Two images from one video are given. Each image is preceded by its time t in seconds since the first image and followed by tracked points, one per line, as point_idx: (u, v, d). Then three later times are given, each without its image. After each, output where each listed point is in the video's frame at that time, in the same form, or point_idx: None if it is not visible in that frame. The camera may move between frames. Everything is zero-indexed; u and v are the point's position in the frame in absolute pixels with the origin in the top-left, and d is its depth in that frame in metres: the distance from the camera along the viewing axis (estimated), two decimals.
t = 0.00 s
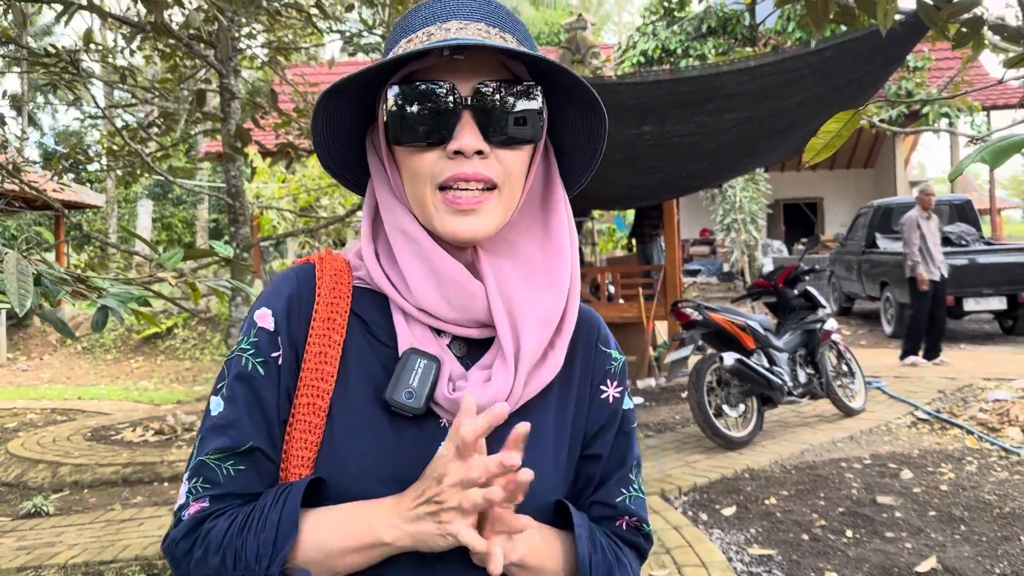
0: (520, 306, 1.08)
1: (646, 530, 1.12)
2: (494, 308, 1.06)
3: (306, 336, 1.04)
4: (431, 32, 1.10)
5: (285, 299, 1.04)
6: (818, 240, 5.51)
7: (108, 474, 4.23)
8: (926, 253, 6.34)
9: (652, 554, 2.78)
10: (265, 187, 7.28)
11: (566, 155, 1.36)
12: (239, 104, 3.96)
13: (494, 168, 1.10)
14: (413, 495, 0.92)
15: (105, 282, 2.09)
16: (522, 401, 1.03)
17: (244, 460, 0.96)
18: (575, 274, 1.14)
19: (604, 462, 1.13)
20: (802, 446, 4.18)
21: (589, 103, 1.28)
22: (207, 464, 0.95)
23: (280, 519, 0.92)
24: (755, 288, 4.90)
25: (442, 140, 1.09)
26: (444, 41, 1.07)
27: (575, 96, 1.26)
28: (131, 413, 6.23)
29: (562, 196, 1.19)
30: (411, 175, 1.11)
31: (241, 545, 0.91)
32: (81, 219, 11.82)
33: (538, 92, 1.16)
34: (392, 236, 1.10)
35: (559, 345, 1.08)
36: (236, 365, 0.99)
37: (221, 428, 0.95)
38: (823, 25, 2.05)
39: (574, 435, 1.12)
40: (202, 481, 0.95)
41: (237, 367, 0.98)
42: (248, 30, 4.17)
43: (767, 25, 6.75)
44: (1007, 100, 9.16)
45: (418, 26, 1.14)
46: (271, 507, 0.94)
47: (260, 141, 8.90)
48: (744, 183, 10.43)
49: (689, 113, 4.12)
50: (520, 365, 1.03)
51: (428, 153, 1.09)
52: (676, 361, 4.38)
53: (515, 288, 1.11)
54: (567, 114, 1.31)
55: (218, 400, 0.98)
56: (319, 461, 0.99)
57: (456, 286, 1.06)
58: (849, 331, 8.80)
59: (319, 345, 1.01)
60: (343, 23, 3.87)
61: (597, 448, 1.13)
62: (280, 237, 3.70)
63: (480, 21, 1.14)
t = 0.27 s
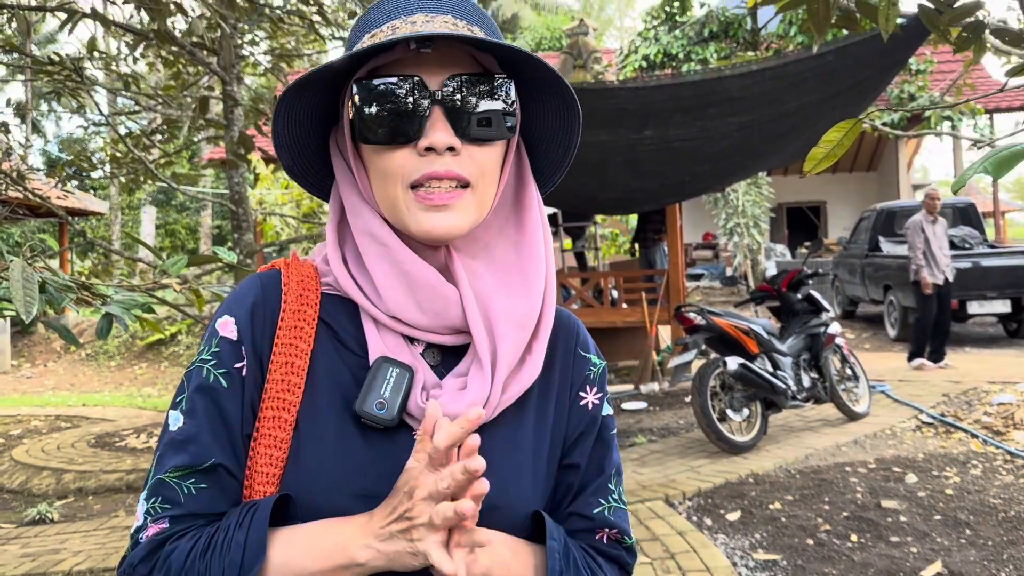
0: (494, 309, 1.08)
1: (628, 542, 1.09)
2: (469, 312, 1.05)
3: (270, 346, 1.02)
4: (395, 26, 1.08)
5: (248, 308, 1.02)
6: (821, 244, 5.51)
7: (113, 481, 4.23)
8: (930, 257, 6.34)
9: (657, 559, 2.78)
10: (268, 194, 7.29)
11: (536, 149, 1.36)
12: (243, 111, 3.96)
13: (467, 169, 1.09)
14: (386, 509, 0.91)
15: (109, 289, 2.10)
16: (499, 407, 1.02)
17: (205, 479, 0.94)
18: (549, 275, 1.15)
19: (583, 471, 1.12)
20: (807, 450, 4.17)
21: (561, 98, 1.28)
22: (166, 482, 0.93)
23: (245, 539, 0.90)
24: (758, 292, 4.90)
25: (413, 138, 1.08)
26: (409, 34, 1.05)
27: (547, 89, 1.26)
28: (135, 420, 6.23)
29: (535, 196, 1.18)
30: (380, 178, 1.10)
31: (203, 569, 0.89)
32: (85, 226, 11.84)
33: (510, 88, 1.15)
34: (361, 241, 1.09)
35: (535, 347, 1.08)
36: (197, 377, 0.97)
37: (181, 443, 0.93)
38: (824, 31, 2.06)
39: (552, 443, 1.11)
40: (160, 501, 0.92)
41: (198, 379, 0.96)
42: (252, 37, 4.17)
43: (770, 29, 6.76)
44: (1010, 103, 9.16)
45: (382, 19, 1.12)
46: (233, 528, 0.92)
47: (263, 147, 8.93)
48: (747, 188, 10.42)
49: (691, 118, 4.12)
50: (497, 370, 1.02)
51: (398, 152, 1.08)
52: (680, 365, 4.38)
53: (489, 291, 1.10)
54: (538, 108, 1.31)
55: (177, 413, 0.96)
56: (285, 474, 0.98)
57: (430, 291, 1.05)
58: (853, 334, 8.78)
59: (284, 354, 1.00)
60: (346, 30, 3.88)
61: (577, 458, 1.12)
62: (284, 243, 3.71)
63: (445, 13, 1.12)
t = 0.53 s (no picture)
0: (474, 320, 1.05)
1: (611, 557, 1.08)
2: (450, 323, 1.02)
3: (240, 360, 0.98)
4: (372, 25, 1.04)
5: (216, 321, 0.98)
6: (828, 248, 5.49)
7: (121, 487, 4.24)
8: (935, 262, 6.35)
9: (665, 566, 2.77)
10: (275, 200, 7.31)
11: (517, 152, 1.34)
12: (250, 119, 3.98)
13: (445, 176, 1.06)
14: (365, 540, 0.88)
15: (116, 296, 2.10)
16: (480, 422, 0.99)
17: (171, 502, 0.89)
18: (530, 283, 1.12)
19: (567, 484, 1.10)
20: (815, 456, 4.16)
21: (544, 101, 1.27)
22: (129, 506, 0.88)
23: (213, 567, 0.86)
24: (765, 296, 4.89)
25: (391, 143, 1.04)
26: (387, 35, 1.02)
27: (529, 90, 1.25)
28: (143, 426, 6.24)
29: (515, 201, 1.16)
30: (356, 185, 1.06)
31: None
32: (92, 233, 11.89)
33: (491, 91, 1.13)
34: (336, 251, 1.05)
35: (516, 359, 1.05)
36: (162, 394, 0.92)
37: (145, 465, 0.88)
38: (829, 35, 2.06)
39: (535, 458, 1.09)
40: (121, 526, 0.88)
41: (163, 397, 0.92)
42: (259, 45, 4.19)
43: (775, 33, 6.76)
44: (1016, 106, 9.14)
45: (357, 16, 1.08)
46: (200, 552, 0.87)
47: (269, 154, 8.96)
48: (753, 192, 10.40)
49: (696, 122, 4.12)
50: (479, 384, 0.99)
51: (375, 157, 1.04)
52: (687, 371, 4.38)
53: (469, 301, 1.07)
54: (520, 110, 1.30)
55: (139, 432, 0.91)
56: (257, 493, 0.94)
57: (409, 303, 1.01)
58: (860, 339, 8.76)
59: (254, 370, 0.96)
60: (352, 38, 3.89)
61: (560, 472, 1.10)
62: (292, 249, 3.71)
63: (423, 11, 1.08)
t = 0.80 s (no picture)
0: (453, 330, 1.03)
1: (598, 563, 1.06)
2: (427, 334, 1.00)
3: (207, 373, 0.93)
4: (349, 26, 1.03)
5: (182, 331, 0.93)
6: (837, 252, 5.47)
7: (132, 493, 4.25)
8: (943, 266, 6.31)
9: (674, 571, 2.76)
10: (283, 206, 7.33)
11: (492, 158, 1.35)
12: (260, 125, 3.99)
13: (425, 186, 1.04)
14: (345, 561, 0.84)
15: (124, 301, 2.11)
16: (459, 433, 0.97)
17: (132, 521, 0.85)
18: (508, 291, 1.11)
19: (549, 495, 1.08)
20: (825, 461, 4.14)
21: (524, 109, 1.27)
22: (88, 525, 0.83)
23: None
24: (774, 300, 4.87)
25: (370, 147, 1.02)
26: (365, 37, 1.00)
27: (507, 97, 1.25)
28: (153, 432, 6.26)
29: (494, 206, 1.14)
30: (331, 191, 1.04)
31: None
32: (102, 240, 11.95)
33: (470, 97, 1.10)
34: (308, 258, 1.02)
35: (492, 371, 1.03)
36: (126, 408, 0.87)
37: (107, 483, 0.84)
38: (835, 37, 2.05)
39: (516, 470, 1.07)
40: (79, 545, 0.83)
41: (126, 411, 0.87)
42: (268, 51, 4.20)
43: (783, 37, 6.75)
44: None
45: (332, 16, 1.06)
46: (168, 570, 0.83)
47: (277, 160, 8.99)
48: (762, 196, 10.38)
49: (704, 126, 4.11)
50: (456, 395, 0.97)
51: (353, 163, 1.02)
52: (696, 375, 4.37)
53: (447, 311, 1.05)
54: (500, 117, 1.30)
55: (101, 447, 0.86)
56: (224, 512, 0.90)
57: (385, 315, 0.99)
58: (870, 343, 8.72)
59: (223, 384, 0.92)
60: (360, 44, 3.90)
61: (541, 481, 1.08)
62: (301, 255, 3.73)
63: (401, 13, 1.08)
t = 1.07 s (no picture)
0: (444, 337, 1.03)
1: (584, 568, 1.08)
2: (419, 340, 1.00)
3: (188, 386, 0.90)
4: (338, 30, 1.03)
5: (163, 342, 0.90)
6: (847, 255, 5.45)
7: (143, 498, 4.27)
8: (949, 270, 6.30)
9: None
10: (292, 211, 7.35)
11: (476, 164, 1.35)
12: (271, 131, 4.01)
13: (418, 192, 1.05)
14: None
15: (134, 306, 2.12)
16: (453, 440, 0.96)
17: (97, 539, 0.81)
18: (495, 297, 1.11)
19: (542, 506, 1.10)
20: (835, 466, 4.12)
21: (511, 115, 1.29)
22: (53, 539, 0.80)
23: None
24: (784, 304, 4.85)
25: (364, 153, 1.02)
26: (355, 42, 1.00)
27: (499, 101, 1.26)
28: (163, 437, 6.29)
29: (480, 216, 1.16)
30: (321, 197, 1.03)
31: None
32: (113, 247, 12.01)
33: (443, 105, 1.09)
34: (296, 265, 1.00)
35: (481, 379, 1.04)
36: (99, 421, 0.84)
37: (78, 499, 0.80)
38: (843, 40, 2.04)
39: (506, 481, 1.07)
40: (42, 559, 0.79)
41: (101, 424, 0.84)
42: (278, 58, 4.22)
43: (792, 41, 6.75)
44: None
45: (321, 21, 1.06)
46: None
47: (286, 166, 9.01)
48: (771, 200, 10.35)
49: (712, 130, 4.11)
50: (450, 401, 0.97)
51: (345, 168, 1.01)
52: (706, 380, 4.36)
53: (438, 317, 1.06)
54: (485, 123, 1.31)
55: (71, 459, 0.83)
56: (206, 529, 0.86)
57: (377, 320, 0.98)
58: (881, 346, 8.68)
59: (204, 396, 0.89)
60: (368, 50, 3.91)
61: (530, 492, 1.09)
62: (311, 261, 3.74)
63: (390, 19, 1.08)
